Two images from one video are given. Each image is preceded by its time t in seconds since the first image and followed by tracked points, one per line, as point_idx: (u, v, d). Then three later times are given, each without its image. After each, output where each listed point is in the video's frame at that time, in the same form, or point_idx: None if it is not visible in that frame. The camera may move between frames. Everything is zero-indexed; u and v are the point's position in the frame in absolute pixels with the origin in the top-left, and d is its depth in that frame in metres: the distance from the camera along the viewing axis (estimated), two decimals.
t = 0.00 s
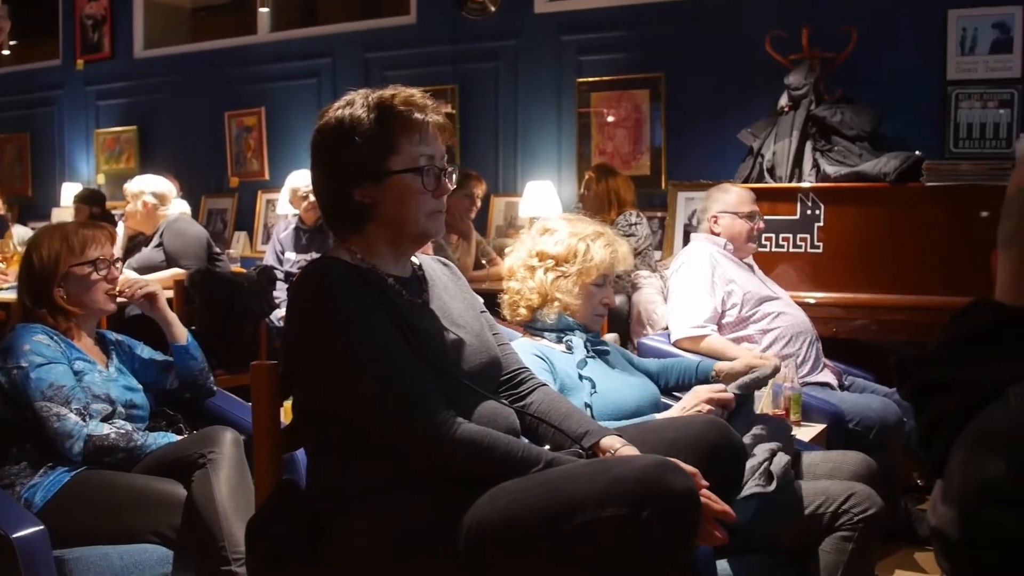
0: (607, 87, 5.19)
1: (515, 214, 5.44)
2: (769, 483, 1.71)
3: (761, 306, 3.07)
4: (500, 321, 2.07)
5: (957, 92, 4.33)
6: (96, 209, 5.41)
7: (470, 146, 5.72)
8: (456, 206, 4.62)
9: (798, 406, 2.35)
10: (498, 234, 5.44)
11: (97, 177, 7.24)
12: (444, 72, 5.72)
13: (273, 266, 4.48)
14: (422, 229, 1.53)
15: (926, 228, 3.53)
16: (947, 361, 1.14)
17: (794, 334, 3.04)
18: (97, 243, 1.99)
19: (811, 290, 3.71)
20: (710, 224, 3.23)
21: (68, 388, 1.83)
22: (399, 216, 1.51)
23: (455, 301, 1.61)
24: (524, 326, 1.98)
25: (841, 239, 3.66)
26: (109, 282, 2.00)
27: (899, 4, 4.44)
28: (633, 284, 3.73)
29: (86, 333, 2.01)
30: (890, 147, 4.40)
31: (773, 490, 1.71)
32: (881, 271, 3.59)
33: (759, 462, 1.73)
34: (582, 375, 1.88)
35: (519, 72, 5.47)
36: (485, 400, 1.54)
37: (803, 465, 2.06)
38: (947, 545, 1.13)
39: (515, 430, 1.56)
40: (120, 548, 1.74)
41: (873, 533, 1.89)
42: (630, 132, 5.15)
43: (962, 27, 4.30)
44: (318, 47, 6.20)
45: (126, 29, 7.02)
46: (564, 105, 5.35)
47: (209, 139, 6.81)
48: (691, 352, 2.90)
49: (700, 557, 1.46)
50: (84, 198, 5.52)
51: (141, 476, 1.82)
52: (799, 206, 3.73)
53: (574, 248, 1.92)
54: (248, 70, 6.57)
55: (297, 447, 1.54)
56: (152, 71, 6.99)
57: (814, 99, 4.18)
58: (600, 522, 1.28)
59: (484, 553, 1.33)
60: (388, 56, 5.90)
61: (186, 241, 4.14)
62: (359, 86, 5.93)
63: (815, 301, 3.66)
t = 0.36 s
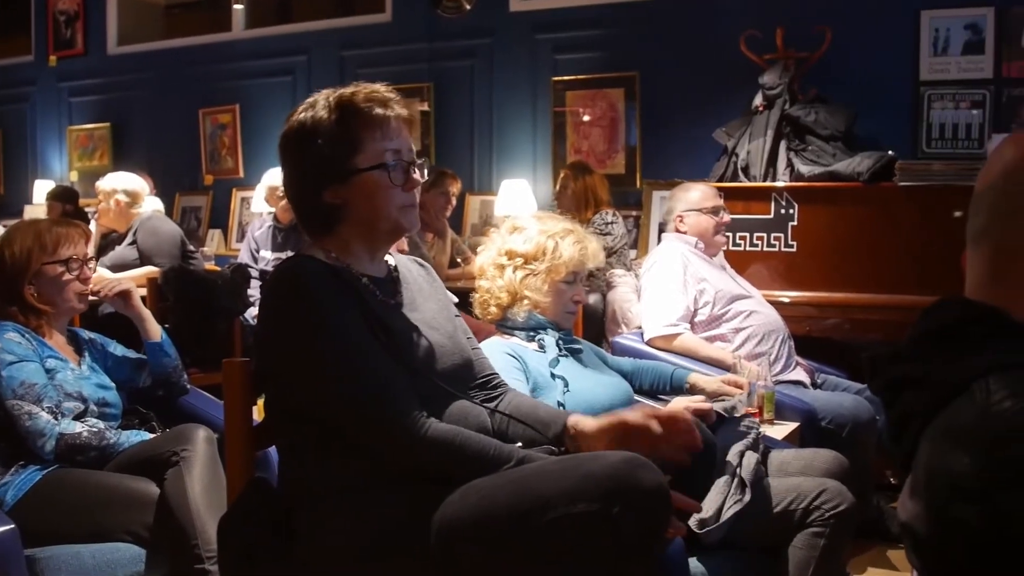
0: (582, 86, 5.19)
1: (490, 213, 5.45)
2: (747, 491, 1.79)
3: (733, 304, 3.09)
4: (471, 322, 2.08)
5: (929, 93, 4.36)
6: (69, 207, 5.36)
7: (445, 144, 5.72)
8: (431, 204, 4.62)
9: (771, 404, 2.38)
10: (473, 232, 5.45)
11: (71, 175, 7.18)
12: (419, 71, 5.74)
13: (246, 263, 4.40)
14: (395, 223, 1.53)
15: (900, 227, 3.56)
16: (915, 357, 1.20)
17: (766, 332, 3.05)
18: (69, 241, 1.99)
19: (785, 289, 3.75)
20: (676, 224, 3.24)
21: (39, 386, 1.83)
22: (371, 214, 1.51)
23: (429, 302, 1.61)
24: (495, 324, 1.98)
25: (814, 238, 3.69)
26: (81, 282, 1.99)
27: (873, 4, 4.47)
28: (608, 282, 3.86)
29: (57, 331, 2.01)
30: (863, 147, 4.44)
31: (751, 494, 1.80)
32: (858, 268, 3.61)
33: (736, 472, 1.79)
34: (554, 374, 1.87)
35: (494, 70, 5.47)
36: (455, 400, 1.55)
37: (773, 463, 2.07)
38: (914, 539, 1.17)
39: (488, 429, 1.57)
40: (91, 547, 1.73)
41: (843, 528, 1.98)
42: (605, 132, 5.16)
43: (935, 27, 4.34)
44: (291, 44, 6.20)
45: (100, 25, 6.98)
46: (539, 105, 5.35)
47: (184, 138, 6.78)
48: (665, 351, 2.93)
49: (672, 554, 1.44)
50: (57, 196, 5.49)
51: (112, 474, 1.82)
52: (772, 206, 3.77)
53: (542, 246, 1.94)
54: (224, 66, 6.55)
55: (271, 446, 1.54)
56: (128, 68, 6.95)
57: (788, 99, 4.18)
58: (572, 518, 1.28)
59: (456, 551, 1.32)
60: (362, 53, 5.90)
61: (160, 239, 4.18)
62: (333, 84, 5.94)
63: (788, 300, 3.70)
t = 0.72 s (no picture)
0: (554, 85, 5.20)
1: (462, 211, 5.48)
2: (717, 490, 1.79)
3: (705, 303, 3.11)
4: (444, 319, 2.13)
5: (899, 93, 4.40)
6: (39, 204, 5.33)
7: (419, 142, 5.75)
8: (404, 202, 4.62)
9: (741, 402, 2.40)
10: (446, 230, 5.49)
11: (41, 172, 7.22)
12: (392, 69, 5.76)
13: (219, 262, 4.26)
14: (362, 231, 1.53)
15: (873, 226, 3.59)
16: (881, 354, 1.22)
17: (737, 331, 3.08)
18: (36, 239, 2.04)
19: (755, 287, 3.78)
20: (648, 222, 3.26)
21: (6, 386, 1.90)
22: (342, 217, 1.51)
23: (398, 300, 1.61)
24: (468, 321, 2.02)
25: (784, 236, 3.72)
26: (49, 280, 2.04)
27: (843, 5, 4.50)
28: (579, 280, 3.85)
29: (25, 330, 2.04)
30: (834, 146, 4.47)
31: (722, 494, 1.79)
32: (830, 266, 3.66)
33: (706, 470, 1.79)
34: (524, 372, 1.89)
35: (467, 70, 5.50)
36: (426, 400, 1.55)
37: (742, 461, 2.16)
38: (880, 536, 1.19)
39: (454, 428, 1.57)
40: (59, 546, 1.77)
41: (813, 527, 2.01)
42: (577, 131, 5.17)
43: (904, 28, 4.38)
44: (265, 41, 6.23)
45: (70, 20, 6.89)
46: (512, 104, 5.37)
47: (155, 136, 6.82)
48: (637, 349, 2.93)
49: (641, 550, 1.47)
50: (27, 193, 5.47)
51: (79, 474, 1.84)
52: (743, 204, 3.78)
53: (516, 245, 1.98)
54: (199, 63, 6.59)
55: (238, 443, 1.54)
56: (102, 65, 6.93)
57: (759, 98, 4.23)
58: (537, 514, 1.32)
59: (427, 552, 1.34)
60: (336, 51, 5.92)
61: (130, 237, 4.14)
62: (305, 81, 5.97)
63: (760, 298, 3.73)
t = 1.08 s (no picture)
0: (527, 83, 5.25)
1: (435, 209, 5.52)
2: (687, 486, 1.86)
3: (676, 301, 3.14)
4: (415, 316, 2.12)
5: (869, 91, 4.51)
6: (7, 203, 5.28)
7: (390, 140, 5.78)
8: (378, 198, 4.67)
9: (711, 398, 2.40)
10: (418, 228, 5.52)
11: (9, 170, 7.22)
12: (364, 66, 5.79)
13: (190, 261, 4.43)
14: (329, 238, 1.52)
15: (843, 224, 3.63)
16: (841, 351, 1.32)
17: (708, 328, 3.10)
18: (5, 238, 2.05)
19: (728, 284, 3.78)
20: (623, 220, 3.28)
21: None
22: (312, 221, 1.50)
23: (365, 295, 1.63)
24: (437, 320, 2.02)
25: (756, 233, 3.74)
26: (15, 279, 2.04)
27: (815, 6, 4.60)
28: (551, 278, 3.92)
29: None
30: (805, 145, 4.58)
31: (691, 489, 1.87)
32: (802, 262, 3.68)
33: (674, 471, 1.86)
34: (494, 370, 1.90)
35: (439, 68, 5.54)
36: (397, 399, 1.55)
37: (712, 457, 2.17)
38: (842, 529, 1.28)
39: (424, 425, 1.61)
40: (27, 547, 1.76)
41: (780, 518, 2.02)
42: (550, 128, 5.22)
43: (875, 28, 4.49)
44: (235, 39, 6.23)
45: (39, 20, 6.95)
46: (484, 102, 5.41)
47: (124, 133, 6.81)
48: (608, 347, 2.96)
49: (610, 546, 1.48)
50: None
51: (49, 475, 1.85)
52: (714, 202, 3.80)
53: (487, 244, 1.98)
54: (169, 61, 6.56)
55: (207, 441, 1.54)
56: (74, 62, 6.91)
57: (731, 96, 4.25)
58: (504, 512, 1.33)
59: (402, 566, 1.36)
60: (307, 49, 5.95)
61: (102, 236, 4.16)
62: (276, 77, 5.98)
63: (731, 296, 3.74)
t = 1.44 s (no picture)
0: (499, 82, 5.37)
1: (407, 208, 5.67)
2: (655, 480, 1.89)
3: (644, 299, 3.32)
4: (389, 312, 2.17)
5: (838, 91, 4.61)
6: None
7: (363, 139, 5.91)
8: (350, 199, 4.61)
9: (682, 397, 2.45)
10: (391, 227, 5.68)
11: None
12: (336, 65, 5.94)
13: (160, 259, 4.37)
14: (297, 238, 1.52)
15: (811, 222, 3.72)
16: (804, 349, 1.34)
17: (677, 326, 3.28)
18: None
19: (698, 283, 3.88)
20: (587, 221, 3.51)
21: None
22: (282, 220, 1.50)
23: (334, 295, 1.67)
24: (409, 318, 2.07)
25: (726, 232, 3.83)
26: None
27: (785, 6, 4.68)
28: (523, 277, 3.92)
29: None
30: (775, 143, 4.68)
31: (658, 484, 1.89)
32: (774, 258, 3.76)
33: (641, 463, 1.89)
34: (464, 368, 1.95)
35: (411, 66, 5.68)
36: (368, 398, 1.56)
37: (682, 454, 2.28)
38: (807, 525, 1.30)
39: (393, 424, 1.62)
40: None
41: (747, 510, 2.11)
42: (521, 127, 5.34)
43: (844, 28, 4.59)
44: (207, 36, 6.32)
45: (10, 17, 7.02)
46: (455, 100, 5.55)
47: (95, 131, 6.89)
48: (577, 343, 3.11)
49: (579, 544, 1.48)
50: None
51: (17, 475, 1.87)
52: (685, 201, 3.89)
53: (459, 244, 2.02)
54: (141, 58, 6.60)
55: (175, 440, 1.54)
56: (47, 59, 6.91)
57: (702, 95, 4.24)
58: (471, 510, 1.34)
59: (386, 566, 1.35)
60: (278, 47, 6.12)
61: (71, 235, 4.27)
62: (248, 75, 6.13)
63: (702, 294, 3.84)
